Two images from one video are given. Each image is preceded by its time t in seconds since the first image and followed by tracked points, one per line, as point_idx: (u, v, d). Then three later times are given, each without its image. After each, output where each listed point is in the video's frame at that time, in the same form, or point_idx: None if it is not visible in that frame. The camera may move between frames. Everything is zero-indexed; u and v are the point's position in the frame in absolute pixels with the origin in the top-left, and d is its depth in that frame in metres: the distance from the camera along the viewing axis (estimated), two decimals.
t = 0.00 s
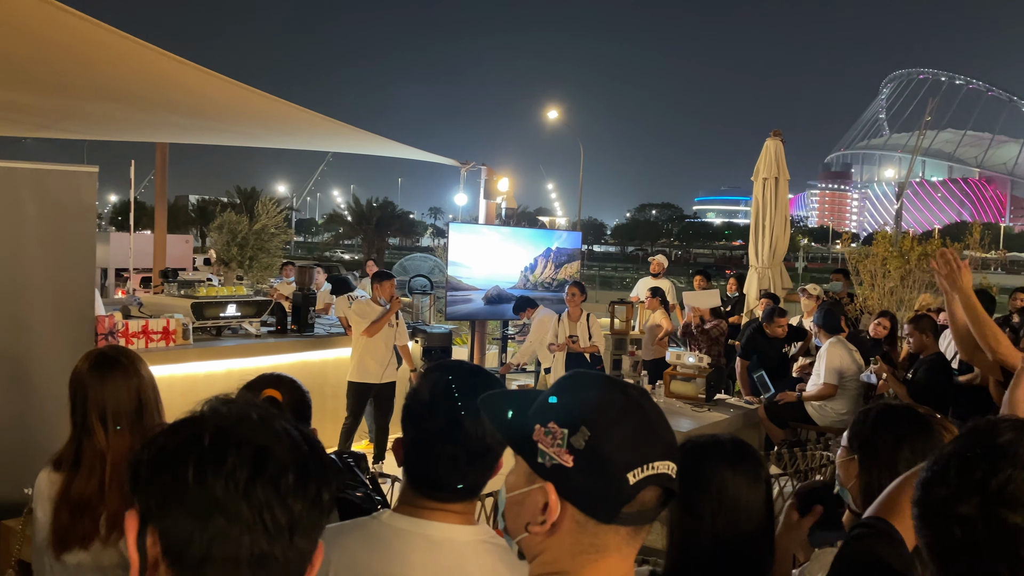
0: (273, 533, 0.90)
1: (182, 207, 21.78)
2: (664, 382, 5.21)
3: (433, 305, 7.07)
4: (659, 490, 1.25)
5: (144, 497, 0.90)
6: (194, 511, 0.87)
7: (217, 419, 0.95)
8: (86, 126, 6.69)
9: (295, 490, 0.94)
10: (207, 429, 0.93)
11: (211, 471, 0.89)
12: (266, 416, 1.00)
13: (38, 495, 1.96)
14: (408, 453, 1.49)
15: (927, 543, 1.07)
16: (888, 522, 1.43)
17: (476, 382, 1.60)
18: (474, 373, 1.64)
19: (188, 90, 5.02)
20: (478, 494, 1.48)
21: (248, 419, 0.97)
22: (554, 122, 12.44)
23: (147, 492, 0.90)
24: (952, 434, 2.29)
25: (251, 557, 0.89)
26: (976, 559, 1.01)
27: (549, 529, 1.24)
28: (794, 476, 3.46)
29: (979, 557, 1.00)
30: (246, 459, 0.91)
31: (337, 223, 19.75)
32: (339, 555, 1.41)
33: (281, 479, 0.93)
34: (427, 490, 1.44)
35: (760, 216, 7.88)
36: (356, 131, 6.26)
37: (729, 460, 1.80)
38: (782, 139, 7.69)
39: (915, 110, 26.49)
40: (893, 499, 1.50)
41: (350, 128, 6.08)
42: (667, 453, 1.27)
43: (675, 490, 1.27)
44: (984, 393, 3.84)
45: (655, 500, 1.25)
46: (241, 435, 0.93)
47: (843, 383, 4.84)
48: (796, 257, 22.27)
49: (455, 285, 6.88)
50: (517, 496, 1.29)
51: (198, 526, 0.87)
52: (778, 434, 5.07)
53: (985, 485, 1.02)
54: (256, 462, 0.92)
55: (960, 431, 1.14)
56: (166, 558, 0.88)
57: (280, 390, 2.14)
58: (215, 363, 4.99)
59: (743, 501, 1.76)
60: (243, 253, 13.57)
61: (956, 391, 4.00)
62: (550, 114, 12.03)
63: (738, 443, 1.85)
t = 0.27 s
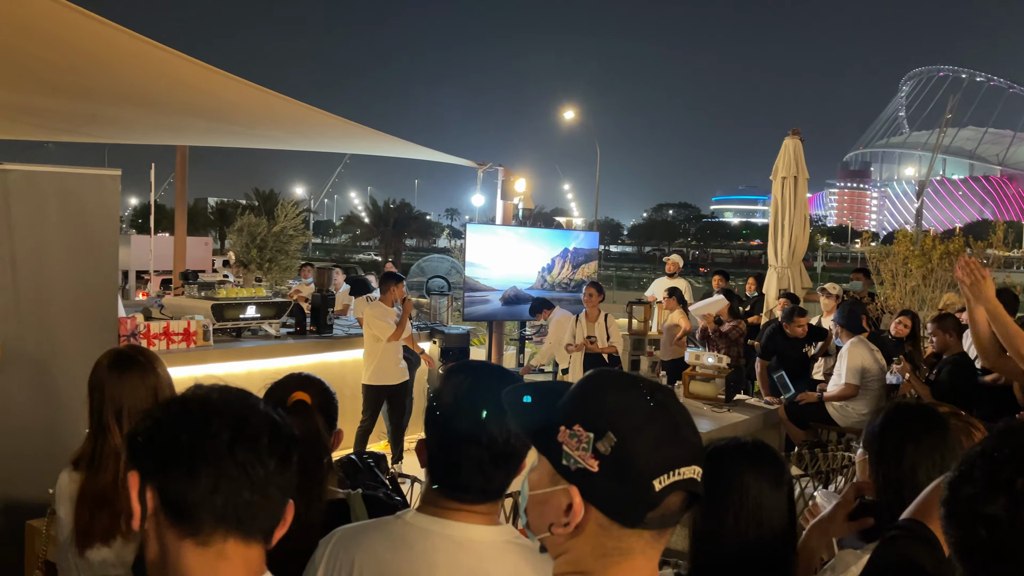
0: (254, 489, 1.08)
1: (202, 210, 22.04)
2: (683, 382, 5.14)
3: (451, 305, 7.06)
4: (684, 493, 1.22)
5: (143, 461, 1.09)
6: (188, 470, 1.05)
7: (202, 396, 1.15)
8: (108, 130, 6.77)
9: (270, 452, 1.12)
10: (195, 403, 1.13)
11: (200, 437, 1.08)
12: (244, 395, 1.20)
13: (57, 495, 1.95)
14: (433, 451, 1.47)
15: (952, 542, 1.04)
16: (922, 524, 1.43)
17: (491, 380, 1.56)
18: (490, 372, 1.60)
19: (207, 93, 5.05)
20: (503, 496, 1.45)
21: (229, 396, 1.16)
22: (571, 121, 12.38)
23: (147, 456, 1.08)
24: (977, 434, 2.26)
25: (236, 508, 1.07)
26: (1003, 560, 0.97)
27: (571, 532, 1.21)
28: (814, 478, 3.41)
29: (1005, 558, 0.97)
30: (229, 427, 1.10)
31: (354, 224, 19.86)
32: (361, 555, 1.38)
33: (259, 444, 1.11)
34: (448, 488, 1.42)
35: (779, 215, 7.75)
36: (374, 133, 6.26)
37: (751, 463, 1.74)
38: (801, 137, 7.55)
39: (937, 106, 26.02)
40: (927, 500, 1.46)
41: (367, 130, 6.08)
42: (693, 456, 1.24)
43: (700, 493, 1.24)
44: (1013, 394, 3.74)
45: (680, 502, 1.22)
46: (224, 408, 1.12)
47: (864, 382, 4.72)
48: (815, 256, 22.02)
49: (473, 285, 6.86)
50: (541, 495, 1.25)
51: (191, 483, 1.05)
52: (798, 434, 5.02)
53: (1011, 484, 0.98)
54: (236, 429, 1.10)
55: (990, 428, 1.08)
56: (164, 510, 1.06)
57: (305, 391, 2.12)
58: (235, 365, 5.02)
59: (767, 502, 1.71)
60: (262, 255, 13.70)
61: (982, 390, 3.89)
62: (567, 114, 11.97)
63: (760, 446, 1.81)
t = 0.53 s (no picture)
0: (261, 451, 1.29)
1: (223, 214, 22.31)
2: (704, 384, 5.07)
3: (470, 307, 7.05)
4: (713, 493, 1.18)
5: (164, 423, 1.26)
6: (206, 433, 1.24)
7: (219, 370, 1.35)
8: (131, 135, 6.86)
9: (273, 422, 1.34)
10: (215, 376, 1.32)
11: (217, 406, 1.27)
12: (251, 372, 1.41)
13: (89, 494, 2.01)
14: (457, 451, 1.43)
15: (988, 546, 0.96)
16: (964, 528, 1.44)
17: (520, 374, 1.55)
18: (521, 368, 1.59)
19: (228, 98, 5.09)
20: (527, 495, 1.42)
21: (241, 372, 1.37)
22: (589, 122, 12.32)
23: (169, 419, 1.26)
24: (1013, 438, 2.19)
25: (244, 467, 1.27)
26: None
27: (599, 530, 1.21)
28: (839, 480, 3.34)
29: None
30: (243, 399, 1.30)
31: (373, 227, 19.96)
32: (385, 557, 1.36)
33: (266, 415, 1.32)
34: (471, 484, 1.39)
35: (799, 216, 7.62)
36: (392, 135, 6.28)
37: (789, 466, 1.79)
38: (822, 137, 7.42)
39: (962, 103, 25.52)
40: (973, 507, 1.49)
41: (386, 133, 6.09)
42: (723, 457, 1.19)
43: (729, 493, 1.21)
44: None
45: (709, 503, 1.19)
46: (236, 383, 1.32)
47: (888, 382, 4.61)
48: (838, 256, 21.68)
49: (492, 287, 6.84)
50: (568, 494, 1.26)
51: (209, 443, 1.24)
52: (820, 436, 4.87)
53: None
54: (250, 401, 1.30)
55: None
56: (181, 466, 1.24)
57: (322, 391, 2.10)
58: (256, 366, 5.04)
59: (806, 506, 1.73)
60: (283, 258, 13.82)
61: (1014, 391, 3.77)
62: (585, 115, 11.91)
63: (801, 447, 1.84)
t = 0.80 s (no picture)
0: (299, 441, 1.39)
1: (241, 218, 22.51)
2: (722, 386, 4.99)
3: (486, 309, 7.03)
4: (737, 495, 1.17)
5: (215, 405, 1.33)
6: (255, 418, 1.33)
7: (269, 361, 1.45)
8: (150, 139, 6.92)
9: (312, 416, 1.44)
10: (266, 365, 1.42)
11: (267, 395, 1.37)
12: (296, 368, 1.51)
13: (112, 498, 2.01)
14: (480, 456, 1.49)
15: None
16: None
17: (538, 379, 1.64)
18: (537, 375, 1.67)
19: (244, 102, 5.12)
20: (544, 497, 1.48)
21: (289, 366, 1.47)
22: (606, 123, 12.24)
23: (220, 401, 1.34)
24: None
25: (284, 454, 1.35)
26: None
27: (622, 533, 1.18)
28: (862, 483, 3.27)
29: None
30: (291, 391, 1.41)
31: (389, 230, 20.01)
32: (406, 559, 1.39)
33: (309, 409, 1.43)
34: (493, 481, 1.45)
35: (818, 215, 7.52)
36: (406, 138, 6.27)
37: (820, 471, 1.75)
38: (840, 136, 7.30)
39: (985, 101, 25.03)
40: None
41: (401, 135, 6.09)
42: (746, 459, 1.19)
43: (752, 495, 1.20)
44: None
45: (733, 505, 1.18)
46: (286, 376, 1.42)
47: (908, 384, 4.52)
48: (857, 256, 21.37)
49: (508, 289, 6.80)
50: (590, 496, 1.23)
51: (254, 428, 1.32)
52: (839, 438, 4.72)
53: None
54: (298, 394, 1.41)
55: None
56: (227, 446, 1.31)
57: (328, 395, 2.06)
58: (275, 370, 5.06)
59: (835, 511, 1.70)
60: (300, 262, 13.91)
61: None
62: (600, 117, 11.84)
63: (838, 453, 1.81)
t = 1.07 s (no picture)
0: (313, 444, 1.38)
1: (256, 222, 22.70)
2: (736, 388, 4.95)
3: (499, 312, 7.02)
4: (751, 500, 1.16)
5: (230, 405, 1.32)
6: (271, 420, 1.32)
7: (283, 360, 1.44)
8: (166, 144, 6.99)
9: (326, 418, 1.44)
10: (281, 365, 1.41)
11: (282, 396, 1.36)
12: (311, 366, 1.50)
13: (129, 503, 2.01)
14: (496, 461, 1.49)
15: None
16: None
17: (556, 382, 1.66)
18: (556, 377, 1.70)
19: (257, 107, 5.15)
20: (560, 501, 1.46)
21: (304, 365, 1.47)
22: (618, 125, 12.20)
23: (236, 402, 1.32)
24: None
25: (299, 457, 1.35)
26: None
27: (635, 538, 1.17)
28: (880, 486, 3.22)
29: None
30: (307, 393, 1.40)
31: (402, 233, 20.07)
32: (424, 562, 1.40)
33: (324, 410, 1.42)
34: (509, 484, 1.45)
35: (832, 216, 7.43)
36: (419, 141, 6.28)
37: (838, 474, 1.71)
38: (855, 135, 7.21)
39: (1004, 98, 24.66)
40: None
41: (413, 139, 6.10)
42: (761, 462, 1.18)
43: (766, 500, 1.18)
44: None
45: (746, 510, 1.16)
46: (300, 377, 1.41)
47: (926, 385, 4.44)
48: (873, 257, 21.11)
49: (521, 292, 6.79)
50: (601, 501, 1.24)
51: (270, 429, 1.31)
52: (856, 440, 4.66)
53: None
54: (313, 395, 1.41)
55: None
56: (243, 447, 1.30)
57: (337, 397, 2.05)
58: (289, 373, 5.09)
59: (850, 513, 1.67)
60: (314, 264, 13.98)
61: None
62: (613, 119, 11.80)
63: (854, 456, 1.75)
